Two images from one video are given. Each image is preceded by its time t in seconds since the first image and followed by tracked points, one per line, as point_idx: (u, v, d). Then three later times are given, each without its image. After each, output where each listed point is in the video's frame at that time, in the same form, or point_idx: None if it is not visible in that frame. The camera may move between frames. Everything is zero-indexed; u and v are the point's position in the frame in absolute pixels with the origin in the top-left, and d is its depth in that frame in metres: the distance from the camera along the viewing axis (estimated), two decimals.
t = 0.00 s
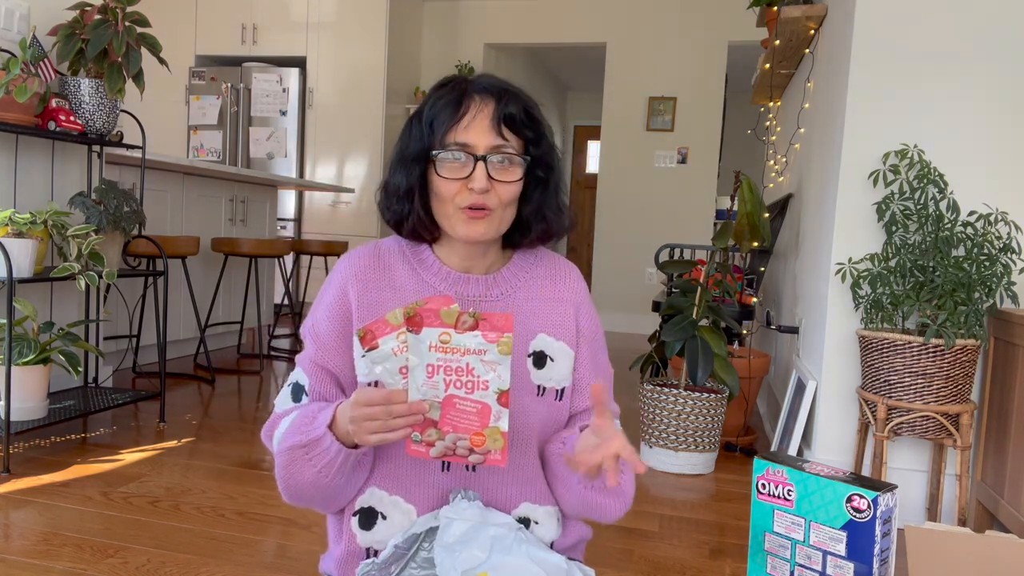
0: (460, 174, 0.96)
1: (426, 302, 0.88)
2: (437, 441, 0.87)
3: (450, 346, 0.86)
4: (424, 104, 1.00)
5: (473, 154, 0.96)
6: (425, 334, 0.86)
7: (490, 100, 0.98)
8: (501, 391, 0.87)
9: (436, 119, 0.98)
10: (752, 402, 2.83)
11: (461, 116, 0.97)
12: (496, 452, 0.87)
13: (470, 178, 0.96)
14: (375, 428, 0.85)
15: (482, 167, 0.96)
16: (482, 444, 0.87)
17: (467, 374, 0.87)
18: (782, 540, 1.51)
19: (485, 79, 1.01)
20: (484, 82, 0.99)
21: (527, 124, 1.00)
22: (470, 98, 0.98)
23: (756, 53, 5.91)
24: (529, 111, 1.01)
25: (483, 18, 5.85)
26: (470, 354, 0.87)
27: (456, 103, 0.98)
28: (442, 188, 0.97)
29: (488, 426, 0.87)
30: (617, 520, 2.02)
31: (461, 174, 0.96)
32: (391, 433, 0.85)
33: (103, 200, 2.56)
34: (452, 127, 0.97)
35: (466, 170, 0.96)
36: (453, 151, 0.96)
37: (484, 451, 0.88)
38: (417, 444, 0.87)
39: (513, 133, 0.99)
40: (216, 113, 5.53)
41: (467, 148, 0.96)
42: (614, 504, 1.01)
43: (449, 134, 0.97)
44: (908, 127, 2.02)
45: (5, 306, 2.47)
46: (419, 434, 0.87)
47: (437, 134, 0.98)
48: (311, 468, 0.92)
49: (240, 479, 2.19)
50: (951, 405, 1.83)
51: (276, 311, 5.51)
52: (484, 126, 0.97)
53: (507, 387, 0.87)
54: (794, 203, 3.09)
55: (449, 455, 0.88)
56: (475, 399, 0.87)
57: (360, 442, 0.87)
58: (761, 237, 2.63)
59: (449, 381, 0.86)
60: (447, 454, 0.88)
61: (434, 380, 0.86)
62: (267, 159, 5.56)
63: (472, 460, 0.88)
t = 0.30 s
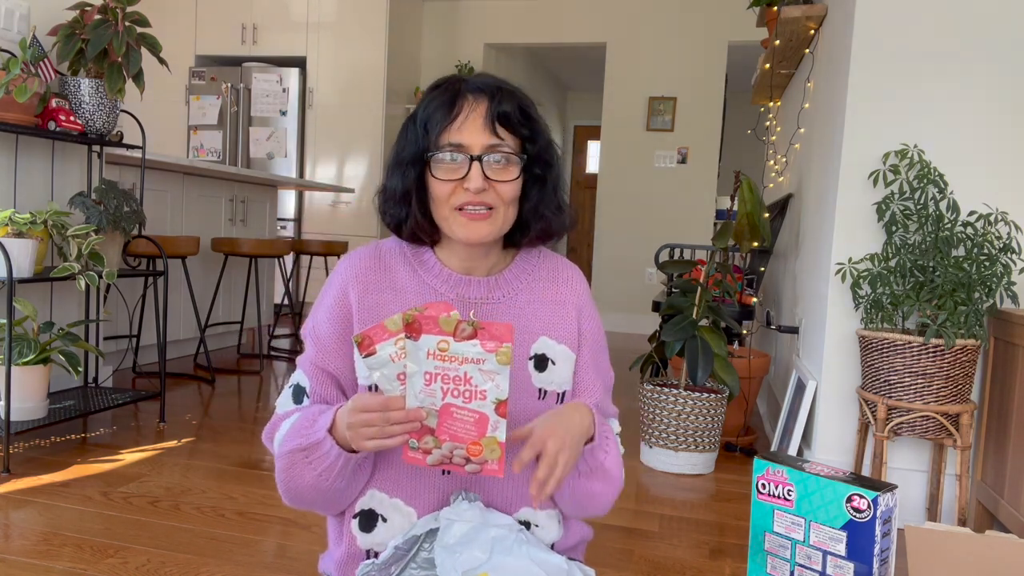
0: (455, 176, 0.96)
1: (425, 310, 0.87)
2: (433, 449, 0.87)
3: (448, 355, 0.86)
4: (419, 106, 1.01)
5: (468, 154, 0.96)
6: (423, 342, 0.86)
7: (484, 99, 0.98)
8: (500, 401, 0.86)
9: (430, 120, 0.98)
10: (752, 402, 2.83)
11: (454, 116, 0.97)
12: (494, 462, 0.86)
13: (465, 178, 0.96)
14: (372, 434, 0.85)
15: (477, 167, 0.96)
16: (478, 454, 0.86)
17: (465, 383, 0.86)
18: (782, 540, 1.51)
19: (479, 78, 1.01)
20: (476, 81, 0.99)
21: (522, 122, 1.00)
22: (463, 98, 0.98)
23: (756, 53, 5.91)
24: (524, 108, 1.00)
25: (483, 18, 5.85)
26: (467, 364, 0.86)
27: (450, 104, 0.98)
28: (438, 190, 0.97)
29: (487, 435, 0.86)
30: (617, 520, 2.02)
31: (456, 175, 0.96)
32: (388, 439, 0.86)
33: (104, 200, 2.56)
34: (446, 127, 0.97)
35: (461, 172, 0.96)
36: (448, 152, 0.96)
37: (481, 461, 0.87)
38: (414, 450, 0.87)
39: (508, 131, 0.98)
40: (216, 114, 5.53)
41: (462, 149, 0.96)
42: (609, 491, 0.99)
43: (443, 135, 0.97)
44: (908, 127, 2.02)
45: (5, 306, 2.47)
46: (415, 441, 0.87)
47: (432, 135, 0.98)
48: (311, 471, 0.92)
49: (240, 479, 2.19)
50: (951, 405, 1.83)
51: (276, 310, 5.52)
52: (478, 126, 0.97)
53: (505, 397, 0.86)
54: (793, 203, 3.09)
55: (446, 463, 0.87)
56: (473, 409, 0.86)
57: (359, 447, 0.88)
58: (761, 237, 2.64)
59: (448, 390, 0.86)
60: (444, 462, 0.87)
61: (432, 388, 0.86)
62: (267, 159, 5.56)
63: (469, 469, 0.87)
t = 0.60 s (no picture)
0: (460, 168, 0.96)
1: (400, 291, 0.86)
2: (446, 417, 0.87)
3: (440, 328, 0.85)
4: (423, 102, 1.01)
5: (473, 148, 0.96)
6: (411, 322, 0.85)
7: (489, 95, 0.98)
8: (500, 359, 0.87)
9: (435, 115, 0.98)
10: (752, 402, 2.83)
11: (460, 111, 0.98)
12: (506, 415, 0.88)
13: (470, 171, 0.96)
14: (380, 421, 0.86)
15: (482, 160, 0.95)
16: (490, 411, 0.87)
17: (463, 351, 0.86)
18: (782, 540, 1.51)
19: (483, 75, 1.01)
20: (481, 79, 1.00)
21: (525, 117, 1.00)
22: (468, 95, 0.98)
23: (756, 53, 5.91)
24: (528, 105, 1.01)
25: (483, 18, 5.85)
26: (462, 333, 0.86)
27: (455, 99, 0.98)
28: (442, 182, 0.96)
29: (494, 393, 0.87)
30: (617, 520, 2.02)
31: (461, 168, 0.96)
32: (397, 422, 0.87)
33: (104, 200, 2.56)
34: (451, 121, 0.97)
35: (466, 165, 0.96)
36: (454, 146, 0.96)
37: (494, 417, 0.88)
38: (425, 424, 0.88)
39: (512, 127, 0.99)
40: (216, 113, 5.53)
41: (468, 143, 0.97)
42: (629, 468, 1.01)
43: (448, 129, 0.98)
44: (908, 127, 2.02)
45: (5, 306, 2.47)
46: (426, 413, 0.87)
47: (437, 130, 0.98)
48: (311, 464, 0.92)
49: (240, 479, 2.19)
50: (951, 405, 1.83)
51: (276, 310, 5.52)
52: (483, 120, 0.97)
53: (504, 354, 0.87)
54: (794, 203, 3.09)
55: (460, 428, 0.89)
56: (476, 372, 0.87)
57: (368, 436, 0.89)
58: (761, 237, 2.63)
59: (448, 361, 0.86)
60: (458, 427, 0.88)
61: (431, 363, 0.85)
62: (267, 159, 5.56)
63: (484, 428, 0.88)
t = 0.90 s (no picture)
0: (464, 169, 0.96)
1: (411, 294, 0.87)
2: (440, 426, 0.88)
3: (443, 336, 0.86)
4: (428, 101, 1.01)
5: (477, 149, 0.97)
6: (417, 326, 0.85)
7: (494, 97, 0.99)
8: (499, 374, 0.88)
9: (439, 115, 0.98)
10: (752, 402, 2.83)
11: (465, 112, 0.97)
12: (500, 432, 0.88)
13: (474, 172, 0.96)
14: (375, 421, 0.86)
15: (486, 161, 0.96)
16: (484, 426, 0.88)
17: (463, 362, 0.87)
18: (782, 540, 1.51)
19: (488, 76, 1.01)
20: (486, 79, 1.00)
21: (529, 120, 1.00)
22: (472, 96, 0.98)
23: (756, 53, 5.91)
24: (532, 107, 1.01)
25: (483, 18, 5.85)
26: (464, 343, 0.87)
27: (460, 100, 0.98)
28: (445, 182, 0.97)
29: (490, 409, 0.88)
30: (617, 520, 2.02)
31: (466, 168, 0.96)
32: (393, 424, 0.86)
33: (103, 200, 2.56)
34: (456, 122, 0.97)
35: (471, 165, 0.96)
36: (457, 146, 0.96)
37: (488, 433, 0.89)
38: (420, 430, 0.88)
39: (516, 128, 0.99)
40: (216, 113, 5.53)
41: (472, 144, 0.97)
42: (620, 504, 1.01)
43: (453, 129, 0.98)
44: (908, 127, 2.02)
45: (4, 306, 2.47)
46: (421, 420, 0.88)
47: (441, 130, 0.98)
48: (313, 462, 0.92)
49: (240, 479, 2.19)
50: (951, 405, 1.83)
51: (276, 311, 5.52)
52: (487, 122, 0.97)
53: (504, 370, 0.88)
54: (794, 203, 3.09)
55: (454, 439, 0.89)
56: (474, 386, 0.87)
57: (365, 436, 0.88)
58: (761, 237, 2.63)
59: (447, 371, 0.86)
60: (451, 438, 0.89)
61: (431, 370, 0.86)
62: (267, 159, 5.56)
63: (477, 442, 0.89)
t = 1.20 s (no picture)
0: (465, 175, 0.96)
1: (402, 307, 0.87)
2: (428, 438, 0.87)
3: (432, 351, 0.85)
4: (430, 103, 1.00)
5: (479, 155, 0.96)
6: (406, 339, 0.85)
7: (497, 102, 0.98)
8: (488, 390, 0.87)
9: (441, 118, 0.98)
10: (752, 402, 2.83)
11: (467, 116, 0.97)
12: (488, 446, 0.88)
13: (475, 179, 0.96)
14: (365, 430, 0.86)
15: (488, 168, 0.96)
16: (472, 440, 0.88)
17: (451, 377, 0.86)
18: (782, 540, 1.51)
19: (491, 79, 1.01)
20: (489, 83, 0.99)
21: (532, 126, 1.00)
22: (475, 100, 0.98)
23: (756, 53, 5.91)
24: (535, 112, 1.01)
25: (483, 18, 5.85)
26: (452, 358, 0.86)
27: (463, 103, 0.98)
28: (445, 187, 0.97)
29: (478, 423, 0.87)
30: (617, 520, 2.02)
31: (466, 174, 0.96)
32: (383, 434, 0.86)
33: (104, 200, 2.56)
34: (458, 127, 0.97)
35: (471, 171, 0.96)
36: (458, 152, 0.96)
37: (476, 446, 0.88)
38: (409, 440, 0.88)
39: (518, 134, 0.99)
40: (216, 113, 5.53)
41: (473, 150, 0.96)
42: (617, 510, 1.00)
43: (455, 134, 0.97)
44: (908, 127, 2.02)
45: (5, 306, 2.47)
46: (410, 431, 0.87)
47: (442, 134, 0.98)
48: (306, 465, 0.92)
49: (240, 479, 2.19)
50: (951, 405, 1.83)
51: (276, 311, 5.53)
52: (490, 128, 0.97)
53: (493, 386, 0.87)
54: (793, 203, 3.09)
55: (443, 450, 0.89)
56: (462, 401, 0.87)
57: (352, 443, 0.88)
58: (761, 237, 2.63)
59: (435, 385, 0.86)
60: (440, 449, 0.88)
61: (420, 384, 0.85)
62: (267, 159, 5.56)
63: (465, 455, 0.88)
